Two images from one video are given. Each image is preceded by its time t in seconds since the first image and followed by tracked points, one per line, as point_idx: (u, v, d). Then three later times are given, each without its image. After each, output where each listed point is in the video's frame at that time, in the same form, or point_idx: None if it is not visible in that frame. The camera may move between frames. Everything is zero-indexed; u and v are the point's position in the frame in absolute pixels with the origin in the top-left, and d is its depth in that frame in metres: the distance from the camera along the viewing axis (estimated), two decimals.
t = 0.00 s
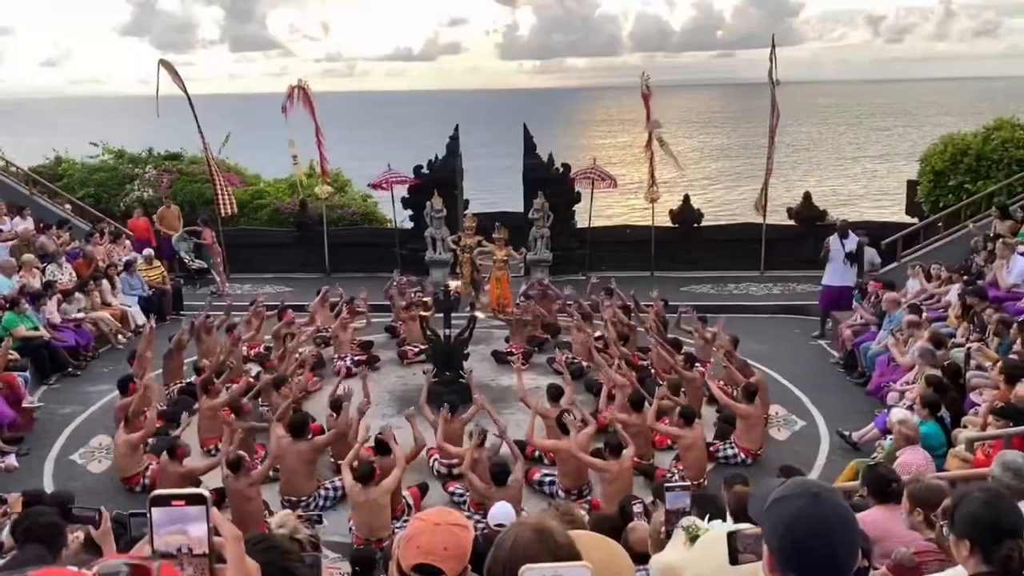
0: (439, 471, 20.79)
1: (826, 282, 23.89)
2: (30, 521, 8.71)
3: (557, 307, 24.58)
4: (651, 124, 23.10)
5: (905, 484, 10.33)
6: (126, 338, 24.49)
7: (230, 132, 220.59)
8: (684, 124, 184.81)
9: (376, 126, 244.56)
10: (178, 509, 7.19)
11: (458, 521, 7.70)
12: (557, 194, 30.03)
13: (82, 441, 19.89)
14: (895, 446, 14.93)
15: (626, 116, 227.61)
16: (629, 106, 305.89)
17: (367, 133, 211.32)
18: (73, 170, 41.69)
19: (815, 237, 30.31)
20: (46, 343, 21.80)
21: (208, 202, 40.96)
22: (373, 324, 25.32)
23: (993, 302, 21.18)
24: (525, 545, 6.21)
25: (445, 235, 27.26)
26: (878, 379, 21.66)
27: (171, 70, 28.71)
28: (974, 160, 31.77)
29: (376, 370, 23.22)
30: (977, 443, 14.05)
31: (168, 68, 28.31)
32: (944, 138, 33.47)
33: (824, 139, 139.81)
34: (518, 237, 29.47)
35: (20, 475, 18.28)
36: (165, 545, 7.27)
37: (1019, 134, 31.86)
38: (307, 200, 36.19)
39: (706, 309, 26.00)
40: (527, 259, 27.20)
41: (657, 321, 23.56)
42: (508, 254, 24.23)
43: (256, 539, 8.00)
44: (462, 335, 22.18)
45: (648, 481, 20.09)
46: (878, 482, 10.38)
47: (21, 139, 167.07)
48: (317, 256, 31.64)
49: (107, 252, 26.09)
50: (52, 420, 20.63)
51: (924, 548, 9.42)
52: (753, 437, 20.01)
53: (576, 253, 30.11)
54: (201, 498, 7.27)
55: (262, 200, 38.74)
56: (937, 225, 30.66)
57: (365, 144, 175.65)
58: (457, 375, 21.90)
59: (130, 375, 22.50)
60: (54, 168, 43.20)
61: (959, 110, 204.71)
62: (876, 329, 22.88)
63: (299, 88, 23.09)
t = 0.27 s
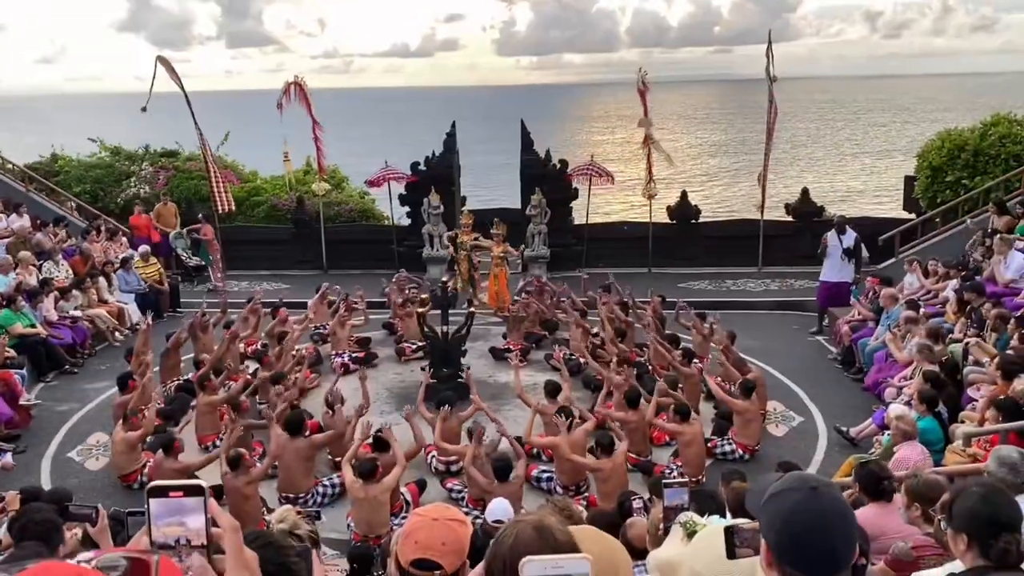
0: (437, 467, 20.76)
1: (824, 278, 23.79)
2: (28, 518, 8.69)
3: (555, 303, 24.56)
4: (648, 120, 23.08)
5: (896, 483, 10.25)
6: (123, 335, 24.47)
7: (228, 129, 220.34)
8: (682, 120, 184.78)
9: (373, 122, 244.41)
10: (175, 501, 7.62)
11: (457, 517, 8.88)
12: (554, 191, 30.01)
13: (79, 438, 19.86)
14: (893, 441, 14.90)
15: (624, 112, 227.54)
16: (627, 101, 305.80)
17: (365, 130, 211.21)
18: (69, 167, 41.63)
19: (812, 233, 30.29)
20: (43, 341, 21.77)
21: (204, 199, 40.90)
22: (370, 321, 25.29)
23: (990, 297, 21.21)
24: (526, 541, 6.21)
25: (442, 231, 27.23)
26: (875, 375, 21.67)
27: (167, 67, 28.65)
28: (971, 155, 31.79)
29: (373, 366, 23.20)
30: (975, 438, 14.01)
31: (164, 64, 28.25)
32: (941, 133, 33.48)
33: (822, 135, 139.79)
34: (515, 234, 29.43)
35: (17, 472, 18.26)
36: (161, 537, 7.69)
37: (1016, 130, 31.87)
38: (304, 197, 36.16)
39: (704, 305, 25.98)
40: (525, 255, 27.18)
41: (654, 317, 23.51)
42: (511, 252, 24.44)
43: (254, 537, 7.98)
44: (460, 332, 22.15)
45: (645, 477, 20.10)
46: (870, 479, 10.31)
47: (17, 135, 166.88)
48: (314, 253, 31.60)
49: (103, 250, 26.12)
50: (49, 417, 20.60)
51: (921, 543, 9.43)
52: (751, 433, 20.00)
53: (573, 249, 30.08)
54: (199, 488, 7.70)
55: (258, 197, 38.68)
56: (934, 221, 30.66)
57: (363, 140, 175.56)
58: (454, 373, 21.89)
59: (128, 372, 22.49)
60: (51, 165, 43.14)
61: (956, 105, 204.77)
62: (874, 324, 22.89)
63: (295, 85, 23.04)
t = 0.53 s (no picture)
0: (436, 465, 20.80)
1: (823, 275, 23.80)
2: (27, 517, 8.69)
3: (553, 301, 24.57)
4: (648, 118, 23.07)
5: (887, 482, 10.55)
6: (122, 334, 24.46)
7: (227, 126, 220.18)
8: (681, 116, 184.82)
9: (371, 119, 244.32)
10: (173, 500, 7.65)
11: (456, 515, 8.92)
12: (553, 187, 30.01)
13: (78, 437, 19.86)
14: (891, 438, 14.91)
15: (624, 108, 227.24)
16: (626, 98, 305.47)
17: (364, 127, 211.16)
18: (67, 165, 41.64)
19: (811, 230, 30.29)
20: (41, 339, 21.77)
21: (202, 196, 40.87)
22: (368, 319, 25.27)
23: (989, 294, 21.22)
24: (523, 539, 6.21)
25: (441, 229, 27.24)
26: (874, 372, 21.68)
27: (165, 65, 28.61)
28: (969, 152, 31.78)
29: (372, 364, 23.20)
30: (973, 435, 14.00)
31: (162, 62, 28.22)
32: (939, 131, 33.47)
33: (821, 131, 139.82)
34: (514, 232, 29.43)
35: (16, 471, 18.26)
36: (160, 536, 7.71)
37: (1014, 127, 31.87)
38: (301, 195, 36.15)
39: (703, 303, 25.97)
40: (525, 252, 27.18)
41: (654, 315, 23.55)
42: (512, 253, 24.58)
43: (253, 536, 7.99)
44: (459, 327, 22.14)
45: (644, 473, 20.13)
46: (861, 479, 10.53)
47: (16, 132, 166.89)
48: (312, 251, 31.62)
49: (102, 248, 26.07)
50: (48, 416, 20.60)
51: (919, 540, 9.47)
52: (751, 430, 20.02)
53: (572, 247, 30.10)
54: (196, 489, 7.73)
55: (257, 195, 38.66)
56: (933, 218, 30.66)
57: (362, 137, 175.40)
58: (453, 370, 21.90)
59: (127, 371, 22.48)
60: (49, 163, 43.17)
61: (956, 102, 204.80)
62: (872, 321, 22.89)
63: (294, 82, 23.00)
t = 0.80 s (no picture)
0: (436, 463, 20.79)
1: (823, 273, 23.77)
2: (28, 515, 8.70)
3: (554, 300, 24.58)
4: (648, 116, 23.11)
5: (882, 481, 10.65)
6: (122, 332, 24.47)
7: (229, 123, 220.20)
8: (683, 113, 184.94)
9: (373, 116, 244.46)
10: (177, 502, 7.55)
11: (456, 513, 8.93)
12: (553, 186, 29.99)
13: (80, 435, 19.87)
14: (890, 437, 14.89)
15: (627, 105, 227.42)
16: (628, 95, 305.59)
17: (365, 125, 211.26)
18: (66, 163, 41.77)
19: (811, 228, 30.27)
20: (42, 337, 21.76)
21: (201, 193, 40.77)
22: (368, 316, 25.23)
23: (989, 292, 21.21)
24: (522, 538, 6.23)
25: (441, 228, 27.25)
26: (874, 371, 21.66)
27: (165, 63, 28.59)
28: (970, 151, 31.78)
29: (372, 363, 23.19)
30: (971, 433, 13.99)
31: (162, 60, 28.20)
32: (940, 129, 33.44)
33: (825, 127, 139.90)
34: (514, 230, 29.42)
35: (17, 470, 18.27)
36: (164, 538, 7.66)
37: (1014, 125, 31.86)
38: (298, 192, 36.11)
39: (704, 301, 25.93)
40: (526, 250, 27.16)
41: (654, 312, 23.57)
42: (515, 253, 24.70)
43: (256, 535, 8.00)
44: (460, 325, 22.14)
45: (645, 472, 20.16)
46: (856, 479, 10.66)
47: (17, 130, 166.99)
48: (313, 249, 31.61)
49: (102, 246, 26.06)
50: (50, 414, 20.60)
51: (919, 537, 9.53)
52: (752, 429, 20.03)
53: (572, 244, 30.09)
54: (200, 489, 7.62)
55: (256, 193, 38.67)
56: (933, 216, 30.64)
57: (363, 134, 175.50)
58: (454, 369, 21.91)
59: (129, 369, 22.49)
60: (48, 161, 43.32)
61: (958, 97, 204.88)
62: (873, 320, 22.86)
63: (295, 80, 22.94)
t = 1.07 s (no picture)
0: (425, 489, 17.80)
1: (869, 269, 20.78)
2: None
3: (561, 301, 21.57)
4: (668, 90, 20.15)
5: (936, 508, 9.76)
6: (66, 337, 21.52)
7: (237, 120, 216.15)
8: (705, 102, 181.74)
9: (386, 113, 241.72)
10: (137, 529, 7.46)
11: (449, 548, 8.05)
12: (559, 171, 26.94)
13: (17, 455, 17.01)
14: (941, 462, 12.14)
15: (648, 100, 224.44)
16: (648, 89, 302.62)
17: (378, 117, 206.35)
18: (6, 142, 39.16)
19: (858, 216, 27.28)
20: None
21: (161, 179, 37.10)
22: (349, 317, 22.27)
23: None
24: (528, 571, 5.95)
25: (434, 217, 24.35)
26: (928, 381, 18.63)
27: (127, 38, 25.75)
28: None
29: (354, 372, 20.31)
30: None
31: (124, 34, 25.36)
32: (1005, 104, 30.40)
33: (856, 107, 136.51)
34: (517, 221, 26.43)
35: None
36: (123, 571, 7.53)
37: None
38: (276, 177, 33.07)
39: (734, 301, 22.84)
40: (530, 242, 24.19)
41: (676, 314, 20.57)
42: (519, 247, 21.68)
43: None
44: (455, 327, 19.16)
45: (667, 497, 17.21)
46: (906, 505, 9.80)
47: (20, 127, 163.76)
48: (288, 242, 28.68)
49: (45, 239, 23.08)
50: None
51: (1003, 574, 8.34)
52: (791, 448, 17.17)
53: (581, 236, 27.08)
54: (161, 518, 7.51)
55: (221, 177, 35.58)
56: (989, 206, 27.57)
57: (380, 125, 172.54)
58: (449, 378, 18.94)
59: (76, 379, 19.57)
60: None
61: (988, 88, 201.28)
62: (927, 322, 19.83)
63: (264, 47, 20.09)
